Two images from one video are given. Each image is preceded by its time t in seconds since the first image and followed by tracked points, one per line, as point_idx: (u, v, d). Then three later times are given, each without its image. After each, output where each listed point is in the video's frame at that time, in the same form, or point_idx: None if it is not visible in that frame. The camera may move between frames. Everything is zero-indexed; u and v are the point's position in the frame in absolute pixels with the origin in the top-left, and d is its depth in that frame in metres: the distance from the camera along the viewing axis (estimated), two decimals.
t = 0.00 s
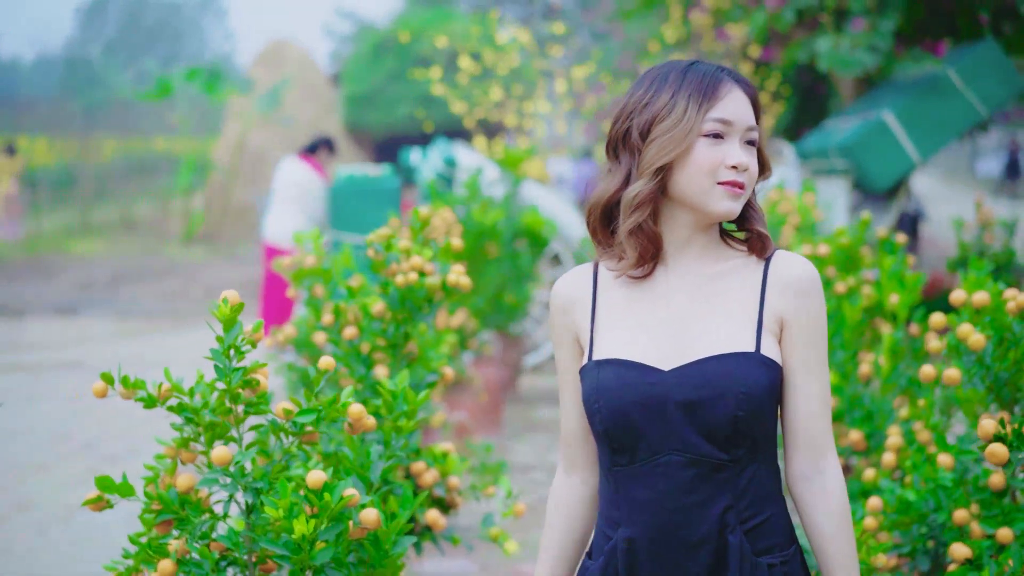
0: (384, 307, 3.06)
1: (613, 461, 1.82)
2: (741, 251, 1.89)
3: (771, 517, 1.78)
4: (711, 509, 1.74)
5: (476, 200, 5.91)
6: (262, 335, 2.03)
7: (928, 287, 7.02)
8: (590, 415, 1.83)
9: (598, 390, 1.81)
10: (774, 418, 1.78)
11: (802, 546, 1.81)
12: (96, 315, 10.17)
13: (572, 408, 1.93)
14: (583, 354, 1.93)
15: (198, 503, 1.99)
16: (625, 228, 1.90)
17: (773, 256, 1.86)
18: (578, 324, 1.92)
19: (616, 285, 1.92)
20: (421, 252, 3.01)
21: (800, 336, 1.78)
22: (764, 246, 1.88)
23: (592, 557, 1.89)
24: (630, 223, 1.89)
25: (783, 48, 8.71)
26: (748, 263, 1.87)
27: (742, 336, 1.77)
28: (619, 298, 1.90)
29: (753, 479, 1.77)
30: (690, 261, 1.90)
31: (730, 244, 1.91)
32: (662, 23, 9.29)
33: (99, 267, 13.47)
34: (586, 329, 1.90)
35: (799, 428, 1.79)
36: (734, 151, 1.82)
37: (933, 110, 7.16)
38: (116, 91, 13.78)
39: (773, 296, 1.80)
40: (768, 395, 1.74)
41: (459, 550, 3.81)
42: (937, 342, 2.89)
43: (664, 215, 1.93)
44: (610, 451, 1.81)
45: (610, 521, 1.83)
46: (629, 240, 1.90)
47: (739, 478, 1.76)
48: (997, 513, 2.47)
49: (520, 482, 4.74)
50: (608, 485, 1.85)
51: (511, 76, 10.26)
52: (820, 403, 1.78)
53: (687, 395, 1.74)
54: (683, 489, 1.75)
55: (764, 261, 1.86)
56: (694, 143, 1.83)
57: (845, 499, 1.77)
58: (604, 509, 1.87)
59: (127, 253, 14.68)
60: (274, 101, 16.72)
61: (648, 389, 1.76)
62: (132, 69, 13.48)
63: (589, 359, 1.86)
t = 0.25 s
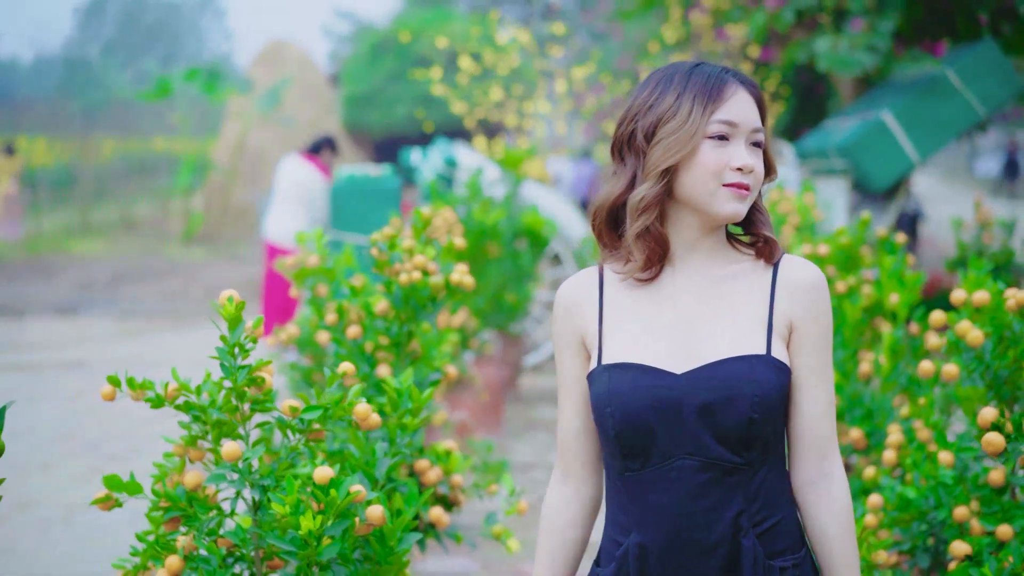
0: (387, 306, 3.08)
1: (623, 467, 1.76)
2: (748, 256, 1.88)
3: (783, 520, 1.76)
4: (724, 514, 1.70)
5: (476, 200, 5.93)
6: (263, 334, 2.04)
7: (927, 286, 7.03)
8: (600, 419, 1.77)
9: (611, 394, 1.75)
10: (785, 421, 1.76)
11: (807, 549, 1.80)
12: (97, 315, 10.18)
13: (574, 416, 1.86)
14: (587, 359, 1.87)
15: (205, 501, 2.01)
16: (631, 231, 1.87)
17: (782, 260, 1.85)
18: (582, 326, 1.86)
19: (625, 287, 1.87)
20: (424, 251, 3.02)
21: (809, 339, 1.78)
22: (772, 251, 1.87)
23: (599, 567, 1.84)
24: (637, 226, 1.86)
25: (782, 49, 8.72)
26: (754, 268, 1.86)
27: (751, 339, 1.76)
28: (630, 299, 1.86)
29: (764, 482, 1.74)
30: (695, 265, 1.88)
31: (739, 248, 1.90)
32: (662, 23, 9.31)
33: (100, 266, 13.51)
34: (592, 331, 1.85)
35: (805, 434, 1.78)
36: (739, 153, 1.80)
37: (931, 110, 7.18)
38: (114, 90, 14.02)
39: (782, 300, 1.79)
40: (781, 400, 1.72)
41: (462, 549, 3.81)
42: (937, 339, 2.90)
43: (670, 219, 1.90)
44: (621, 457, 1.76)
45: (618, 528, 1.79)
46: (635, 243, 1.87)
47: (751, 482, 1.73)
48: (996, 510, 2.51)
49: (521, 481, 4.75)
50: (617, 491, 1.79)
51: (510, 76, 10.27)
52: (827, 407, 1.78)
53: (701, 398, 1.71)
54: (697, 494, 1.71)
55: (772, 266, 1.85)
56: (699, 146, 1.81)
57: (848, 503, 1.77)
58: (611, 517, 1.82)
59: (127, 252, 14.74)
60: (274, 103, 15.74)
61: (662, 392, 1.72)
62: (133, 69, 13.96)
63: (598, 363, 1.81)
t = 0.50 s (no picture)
0: (391, 306, 3.08)
1: (641, 467, 1.73)
2: (756, 257, 1.89)
3: (794, 521, 1.76)
4: (745, 513, 1.69)
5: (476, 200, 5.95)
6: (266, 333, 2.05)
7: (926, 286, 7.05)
8: (619, 419, 1.73)
9: (632, 392, 1.71)
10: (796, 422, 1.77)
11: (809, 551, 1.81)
12: (97, 315, 10.19)
13: (584, 415, 1.83)
14: (595, 356, 1.84)
15: (211, 498, 2.03)
16: (636, 228, 1.86)
17: (790, 263, 1.87)
18: (592, 323, 1.82)
19: (635, 285, 1.85)
20: (427, 250, 3.04)
21: (818, 341, 1.80)
22: (780, 254, 1.88)
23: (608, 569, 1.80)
24: (641, 223, 1.86)
25: (780, 49, 8.74)
26: (762, 271, 1.86)
27: (765, 339, 1.76)
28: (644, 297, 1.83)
29: (779, 483, 1.74)
30: (701, 266, 1.86)
31: (750, 249, 1.90)
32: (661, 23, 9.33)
33: (99, 266, 13.53)
34: (602, 328, 1.81)
35: (812, 435, 1.79)
36: (745, 149, 1.80)
37: (931, 110, 7.20)
38: (113, 89, 14.05)
39: (793, 302, 1.81)
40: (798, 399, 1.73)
41: (464, 546, 3.82)
42: (936, 337, 2.92)
43: (676, 216, 1.90)
44: (640, 456, 1.72)
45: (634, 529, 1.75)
46: (639, 241, 1.86)
47: (768, 481, 1.72)
48: (996, 508, 2.54)
49: (521, 480, 4.76)
50: (629, 492, 1.76)
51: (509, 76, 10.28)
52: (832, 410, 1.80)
53: (722, 398, 1.69)
54: (718, 493, 1.69)
55: (780, 269, 1.86)
56: (704, 142, 1.81)
57: (849, 507, 1.79)
58: (622, 518, 1.79)
59: (126, 251, 14.76)
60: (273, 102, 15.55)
61: (684, 390, 1.69)
62: (132, 68, 13.98)
63: (613, 361, 1.77)
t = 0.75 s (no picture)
0: (392, 306, 3.09)
1: (664, 462, 1.70)
2: (763, 255, 1.91)
3: (802, 517, 1.78)
4: (766, 508, 1.69)
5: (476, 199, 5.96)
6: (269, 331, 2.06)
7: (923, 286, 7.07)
8: (645, 414, 1.69)
9: (659, 386, 1.68)
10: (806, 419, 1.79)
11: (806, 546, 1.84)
12: (96, 314, 10.19)
13: (592, 409, 1.81)
14: (607, 349, 1.81)
15: (216, 496, 2.04)
16: (643, 222, 1.84)
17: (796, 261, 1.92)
18: (605, 315, 1.79)
19: (649, 281, 1.82)
20: (429, 250, 3.05)
21: (822, 339, 1.87)
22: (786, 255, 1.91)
23: (617, 566, 1.78)
24: (649, 217, 1.84)
25: (779, 49, 8.75)
26: (765, 269, 1.89)
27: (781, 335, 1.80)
28: (663, 289, 1.82)
29: (790, 478, 1.75)
30: (710, 262, 1.86)
31: (756, 248, 1.93)
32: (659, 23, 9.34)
33: (97, 265, 13.54)
34: (618, 320, 1.78)
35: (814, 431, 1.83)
36: (750, 141, 1.78)
37: (929, 110, 7.22)
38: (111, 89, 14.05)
39: (802, 299, 1.86)
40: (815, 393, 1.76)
41: (466, 544, 3.84)
42: (934, 337, 2.94)
43: (683, 210, 1.88)
44: (664, 451, 1.69)
45: (651, 524, 1.73)
46: (646, 235, 1.85)
47: (783, 478, 1.73)
48: (995, 505, 2.54)
49: (521, 480, 4.77)
50: (646, 488, 1.73)
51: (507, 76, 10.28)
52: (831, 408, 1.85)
53: (747, 394, 1.69)
54: (742, 488, 1.68)
55: (784, 268, 1.89)
56: (709, 136, 1.79)
57: (850, 504, 1.83)
58: (634, 514, 1.77)
59: (124, 250, 14.77)
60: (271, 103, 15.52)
61: (713, 385, 1.68)
62: (129, 68, 13.99)
63: (635, 353, 1.74)
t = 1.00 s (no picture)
0: (393, 305, 3.10)
1: (688, 459, 1.69)
2: (764, 251, 1.94)
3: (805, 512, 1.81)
4: (782, 504, 1.72)
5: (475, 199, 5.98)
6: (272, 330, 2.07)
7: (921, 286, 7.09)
8: (673, 411, 1.68)
9: (687, 383, 1.67)
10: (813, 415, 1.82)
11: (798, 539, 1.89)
12: (94, 314, 10.18)
13: (602, 405, 1.79)
14: (622, 344, 1.78)
15: (219, 494, 2.05)
16: (648, 217, 1.82)
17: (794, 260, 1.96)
18: (622, 308, 1.77)
19: (668, 275, 1.81)
20: (430, 250, 3.06)
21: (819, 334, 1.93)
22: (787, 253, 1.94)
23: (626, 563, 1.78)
24: (654, 211, 1.82)
25: (777, 49, 8.76)
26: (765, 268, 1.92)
27: (791, 334, 1.82)
28: (683, 284, 1.80)
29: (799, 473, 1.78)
30: (721, 257, 1.86)
31: (756, 245, 1.97)
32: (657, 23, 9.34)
33: (96, 265, 13.51)
34: (636, 314, 1.76)
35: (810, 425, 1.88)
36: (753, 133, 1.79)
37: (927, 110, 7.25)
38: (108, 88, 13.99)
39: (802, 296, 1.91)
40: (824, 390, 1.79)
41: (466, 543, 3.85)
42: (932, 336, 2.95)
43: (689, 205, 1.88)
44: (689, 449, 1.68)
45: (669, 521, 1.73)
46: (652, 230, 1.83)
47: (793, 475, 1.76)
48: (993, 503, 2.56)
49: (521, 479, 4.78)
50: (665, 486, 1.73)
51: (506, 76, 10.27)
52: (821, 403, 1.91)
53: (769, 391, 1.70)
54: (762, 485, 1.69)
55: (783, 266, 1.93)
56: (711, 130, 1.80)
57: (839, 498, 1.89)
58: (650, 510, 1.76)
59: (121, 250, 14.73)
60: (270, 105, 15.25)
61: (741, 384, 1.68)
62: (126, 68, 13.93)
63: (658, 350, 1.72)
